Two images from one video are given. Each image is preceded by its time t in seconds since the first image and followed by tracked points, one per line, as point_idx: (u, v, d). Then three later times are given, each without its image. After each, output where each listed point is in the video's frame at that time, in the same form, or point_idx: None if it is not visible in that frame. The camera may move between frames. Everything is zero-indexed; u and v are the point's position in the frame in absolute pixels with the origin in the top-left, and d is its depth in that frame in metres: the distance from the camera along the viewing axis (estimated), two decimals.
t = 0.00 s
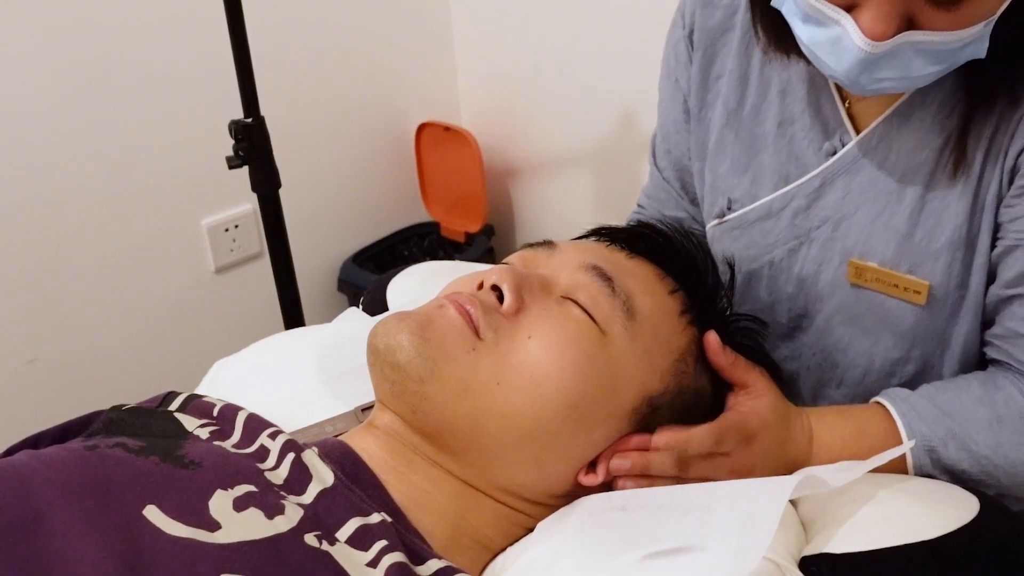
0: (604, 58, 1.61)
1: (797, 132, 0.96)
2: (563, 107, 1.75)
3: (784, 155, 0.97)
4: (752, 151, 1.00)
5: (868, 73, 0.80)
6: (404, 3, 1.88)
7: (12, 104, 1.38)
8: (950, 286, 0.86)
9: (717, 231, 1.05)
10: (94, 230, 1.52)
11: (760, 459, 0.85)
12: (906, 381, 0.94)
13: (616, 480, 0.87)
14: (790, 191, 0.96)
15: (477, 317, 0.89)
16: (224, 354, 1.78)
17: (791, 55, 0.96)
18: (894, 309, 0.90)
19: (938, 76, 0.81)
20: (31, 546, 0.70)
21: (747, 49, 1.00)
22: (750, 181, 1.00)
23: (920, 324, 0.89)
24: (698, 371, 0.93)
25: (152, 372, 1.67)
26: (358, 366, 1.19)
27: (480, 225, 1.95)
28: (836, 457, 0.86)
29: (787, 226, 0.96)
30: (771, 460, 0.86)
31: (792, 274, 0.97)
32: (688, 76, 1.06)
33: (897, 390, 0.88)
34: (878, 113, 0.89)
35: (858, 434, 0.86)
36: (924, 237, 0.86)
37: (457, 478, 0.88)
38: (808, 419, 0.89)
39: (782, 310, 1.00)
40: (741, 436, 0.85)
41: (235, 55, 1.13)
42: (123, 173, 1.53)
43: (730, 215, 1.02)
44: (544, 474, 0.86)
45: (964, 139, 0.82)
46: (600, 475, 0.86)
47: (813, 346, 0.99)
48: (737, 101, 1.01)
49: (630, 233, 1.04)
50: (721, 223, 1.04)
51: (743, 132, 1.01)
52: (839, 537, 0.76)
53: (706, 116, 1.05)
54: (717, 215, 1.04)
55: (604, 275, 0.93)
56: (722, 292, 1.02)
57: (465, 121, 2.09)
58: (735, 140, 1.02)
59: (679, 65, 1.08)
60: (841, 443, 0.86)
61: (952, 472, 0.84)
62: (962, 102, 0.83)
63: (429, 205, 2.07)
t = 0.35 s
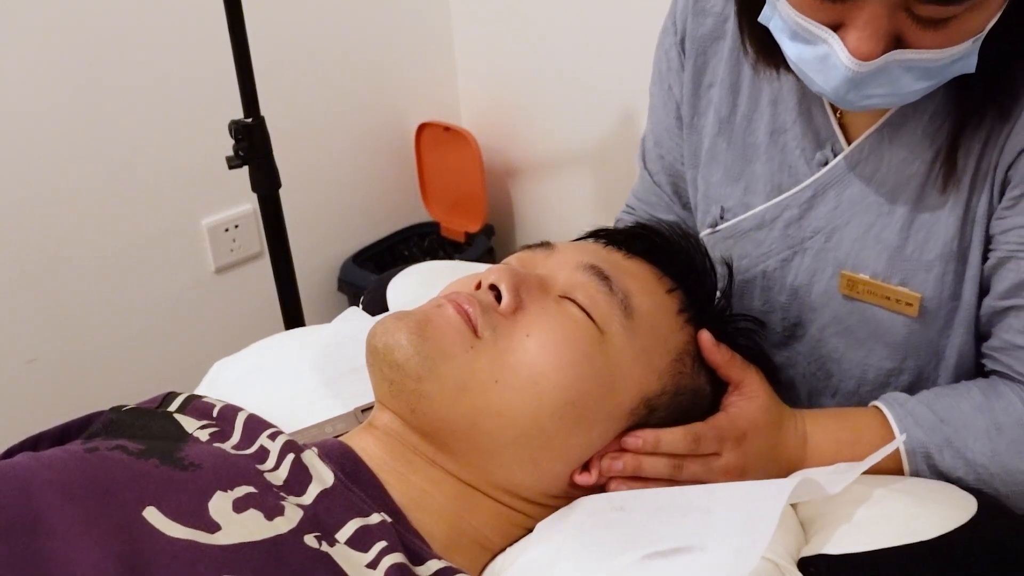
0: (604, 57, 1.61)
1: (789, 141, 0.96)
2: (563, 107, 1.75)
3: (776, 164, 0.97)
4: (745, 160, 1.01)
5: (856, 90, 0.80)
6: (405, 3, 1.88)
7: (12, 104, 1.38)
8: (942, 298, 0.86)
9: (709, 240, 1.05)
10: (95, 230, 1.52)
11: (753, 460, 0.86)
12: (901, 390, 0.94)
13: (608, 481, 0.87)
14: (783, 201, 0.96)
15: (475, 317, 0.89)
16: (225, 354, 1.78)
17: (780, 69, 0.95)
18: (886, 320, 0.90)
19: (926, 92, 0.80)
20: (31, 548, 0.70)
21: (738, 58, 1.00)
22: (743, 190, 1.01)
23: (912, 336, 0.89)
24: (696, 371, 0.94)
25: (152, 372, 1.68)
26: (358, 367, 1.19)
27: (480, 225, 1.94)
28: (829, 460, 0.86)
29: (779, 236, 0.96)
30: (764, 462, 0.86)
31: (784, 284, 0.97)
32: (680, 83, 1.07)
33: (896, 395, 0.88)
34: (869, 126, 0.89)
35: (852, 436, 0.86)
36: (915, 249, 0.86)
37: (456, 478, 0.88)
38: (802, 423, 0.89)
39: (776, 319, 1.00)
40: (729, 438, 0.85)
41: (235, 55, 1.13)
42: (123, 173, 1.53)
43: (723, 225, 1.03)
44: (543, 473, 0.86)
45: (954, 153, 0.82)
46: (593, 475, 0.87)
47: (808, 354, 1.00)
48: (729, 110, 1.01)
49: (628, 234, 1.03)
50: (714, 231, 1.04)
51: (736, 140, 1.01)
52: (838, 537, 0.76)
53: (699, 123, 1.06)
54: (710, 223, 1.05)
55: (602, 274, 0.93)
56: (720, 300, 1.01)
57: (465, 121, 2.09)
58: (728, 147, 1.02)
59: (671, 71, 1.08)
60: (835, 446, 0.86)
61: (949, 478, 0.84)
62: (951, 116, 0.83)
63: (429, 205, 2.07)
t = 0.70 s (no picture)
0: (604, 56, 1.61)
1: (783, 144, 0.97)
2: (563, 106, 1.75)
3: (771, 167, 0.98)
4: (739, 163, 1.01)
5: (847, 95, 0.80)
6: (405, 3, 1.88)
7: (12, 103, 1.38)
8: (936, 303, 0.86)
9: (705, 242, 1.06)
10: (94, 229, 1.52)
11: (753, 463, 0.86)
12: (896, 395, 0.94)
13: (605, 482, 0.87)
14: (777, 205, 0.96)
15: (474, 317, 0.88)
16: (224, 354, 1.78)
17: (771, 73, 0.95)
18: (880, 324, 0.90)
19: (919, 96, 0.80)
20: (30, 549, 0.70)
21: (732, 61, 1.00)
22: (737, 193, 1.01)
23: (906, 341, 0.89)
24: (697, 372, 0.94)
25: (152, 372, 1.68)
26: (357, 368, 1.19)
27: (480, 225, 1.94)
28: (829, 464, 0.86)
29: (774, 239, 0.97)
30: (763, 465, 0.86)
31: (779, 288, 0.98)
32: (675, 84, 1.07)
33: (896, 398, 0.88)
34: (860, 132, 0.89)
35: (851, 439, 0.86)
36: (909, 254, 0.86)
37: (456, 478, 0.88)
38: (801, 427, 0.89)
39: (772, 322, 1.01)
40: (729, 439, 0.85)
41: (235, 55, 1.12)
42: (122, 172, 1.53)
43: (717, 227, 1.04)
44: (543, 474, 0.86)
45: (948, 157, 0.82)
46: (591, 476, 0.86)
47: (802, 358, 1.00)
48: (723, 113, 1.02)
49: (626, 236, 1.03)
50: (709, 234, 1.05)
51: (730, 142, 1.01)
52: (838, 539, 0.76)
53: (693, 124, 1.06)
54: (705, 226, 1.05)
55: (602, 275, 0.93)
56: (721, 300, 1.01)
57: (465, 120, 2.08)
58: (722, 150, 1.02)
59: (667, 73, 1.08)
60: (834, 449, 0.86)
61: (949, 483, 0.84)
62: (945, 120, 0.83)
63: (429, 205, 2.07)
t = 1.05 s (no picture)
0: (604, 55, 1.60)
1: (790, 133, 0.96)
2: (563, 107, 1.75)
3: (777, 156, 0.97)
4: (745, 152, 1.00)
5: (857, 73, 0.80)
6: (405, 3, 1.88)
7: (12, 103, 1.38)
8: (944, 288, 0.86)
9: (710, 231, 1.05)
10: (94, 229, 1.52)
11: (751, 468, 0.86)
12: (901, 385, 0.94)
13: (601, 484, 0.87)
14: (783, 192, 0.96)
15: (475, 318, 0.89)
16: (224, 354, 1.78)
17: (782, 54, 0.96)
18: (887, 310, 0.90)
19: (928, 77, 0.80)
20: (29, 550, 0.70)
21: (740, 50, 1.00)
22: (742, 181, 1.00)
23: (913, 327, 0.89)
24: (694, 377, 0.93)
25: (152, 372, 1.68)
26: (357, 368, 1.19)
27: (480, 225, 1.94)
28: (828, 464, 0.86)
29: (779, 227, 0.96)
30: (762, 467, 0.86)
31: (784, 276, 0.97)
32: (683, 74, 1.06)
33: (896, 397, 0.88)
34: (871, 115, 0.89)
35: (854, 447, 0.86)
36: (916, 240, 0.86)
37: (456, 480, 0.88)
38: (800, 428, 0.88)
39: (775, 311, 1.00)
40: (727, 447, 0.86)
41: (235, 55, 1.12)
42: (123, 172, 1.53)
43: (723, 215, 1.02)
44: (541, 475, 0.86)
45: (957, 141, 0.82)
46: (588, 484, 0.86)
47: (806, 348, 0.99)
48: (730, 102, 1.01)
49: (624, 237, 1.03)
50: (715, 222, 1.04)
51: (737, 131, 1.00)
52: (840, 541, 0.76)
53: (700, 116, 1.05)
54: (710, 214, 1.04)
55: (602, 275, 0.93)
56: (719, 303, 1.01)
57: (465, 120, 2.08)
58: (729, 138, 1.01)
59: (674, 63, 1.07)
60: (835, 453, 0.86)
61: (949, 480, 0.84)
62: (954, 105, 0.83)
63: (429, 205, 2.07)
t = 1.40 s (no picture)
0: (604, 56, 1.60)
1: (820, 101, 0.95)
2: (563, 107, 1.75)
3: (805, 124, 0.96)
4: (772, 121, 0.98)
5: (899, 14, 0.80)
6: (404, 4, 1.88)
7: (12, 103, 1.38)
8: (969, 247, 0.84)
9: (732, 198, 1.02)
10: (93, 229, 1.52)
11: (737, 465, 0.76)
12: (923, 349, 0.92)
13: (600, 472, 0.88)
14: (812, 157, 0.94)
15: (474, 318, 0.88)
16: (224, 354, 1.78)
17: (824, 11, 0.94)
18: (911, 270, 0.88)
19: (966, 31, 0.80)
20: (27, 551, 0.70)
21: (776, 17, 0.97)
22: (769, 149, 0.98)
23: (936, 287, 0.88)
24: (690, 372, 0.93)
25: (151, 373, 1.67)
26: (357, 367, 1.19)
27: (480, 225, 1.95)
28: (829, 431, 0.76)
29: (807, 191, 0.95)
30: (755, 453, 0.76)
31: (809, 240, 0.95)
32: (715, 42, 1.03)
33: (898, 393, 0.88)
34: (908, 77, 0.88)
35: (870, 425, 0.76)
36: (941, 198, 0.85)
37: (456, 481, 0.88)
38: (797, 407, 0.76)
39: (797, 277, 0.98)
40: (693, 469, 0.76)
41: (235, 55, 1.12)
42: (122, 172, 1.53)
43: (748, 181, 1.00)
44: (540, 474, 0.86)
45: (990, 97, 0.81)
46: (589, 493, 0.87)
47: (828, 314, 0.97)
48: (761, 71, 0.98)
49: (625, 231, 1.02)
50: (739, 188, 1.01)
51: (766, 100, 0.98)
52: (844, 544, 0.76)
53: (730, 84, 1.02)
54: (735, 179, 1.01)
55: (601, 274, 0.93)
56: (719, 296, 1.01)
57: (465, 120, 2.08)
58: (757, 107, 0.99)
59: (707, 30, 1.04)
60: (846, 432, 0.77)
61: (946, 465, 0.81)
62: (992, 63, 0.82)
63: (429, 205, 2.07)
